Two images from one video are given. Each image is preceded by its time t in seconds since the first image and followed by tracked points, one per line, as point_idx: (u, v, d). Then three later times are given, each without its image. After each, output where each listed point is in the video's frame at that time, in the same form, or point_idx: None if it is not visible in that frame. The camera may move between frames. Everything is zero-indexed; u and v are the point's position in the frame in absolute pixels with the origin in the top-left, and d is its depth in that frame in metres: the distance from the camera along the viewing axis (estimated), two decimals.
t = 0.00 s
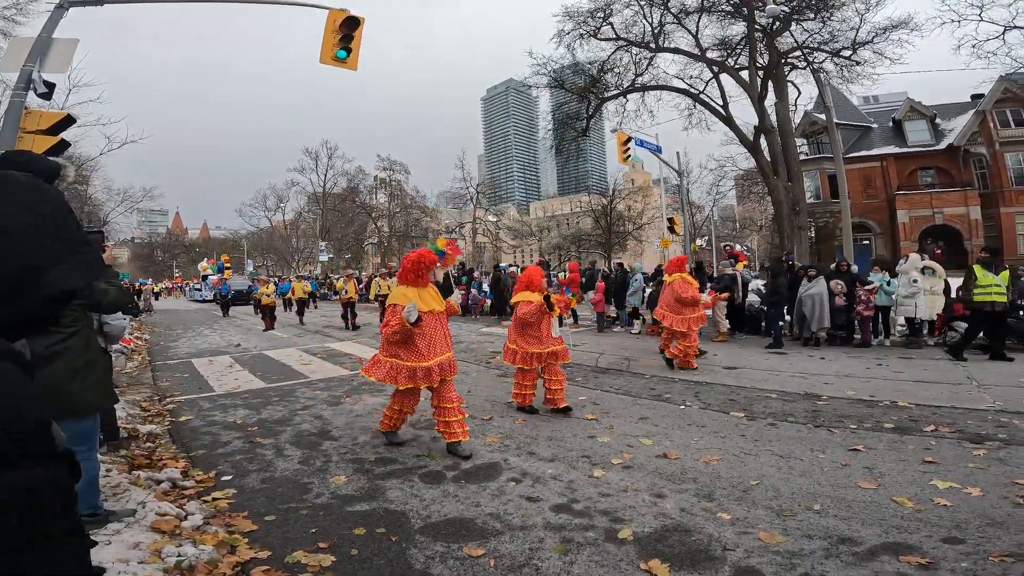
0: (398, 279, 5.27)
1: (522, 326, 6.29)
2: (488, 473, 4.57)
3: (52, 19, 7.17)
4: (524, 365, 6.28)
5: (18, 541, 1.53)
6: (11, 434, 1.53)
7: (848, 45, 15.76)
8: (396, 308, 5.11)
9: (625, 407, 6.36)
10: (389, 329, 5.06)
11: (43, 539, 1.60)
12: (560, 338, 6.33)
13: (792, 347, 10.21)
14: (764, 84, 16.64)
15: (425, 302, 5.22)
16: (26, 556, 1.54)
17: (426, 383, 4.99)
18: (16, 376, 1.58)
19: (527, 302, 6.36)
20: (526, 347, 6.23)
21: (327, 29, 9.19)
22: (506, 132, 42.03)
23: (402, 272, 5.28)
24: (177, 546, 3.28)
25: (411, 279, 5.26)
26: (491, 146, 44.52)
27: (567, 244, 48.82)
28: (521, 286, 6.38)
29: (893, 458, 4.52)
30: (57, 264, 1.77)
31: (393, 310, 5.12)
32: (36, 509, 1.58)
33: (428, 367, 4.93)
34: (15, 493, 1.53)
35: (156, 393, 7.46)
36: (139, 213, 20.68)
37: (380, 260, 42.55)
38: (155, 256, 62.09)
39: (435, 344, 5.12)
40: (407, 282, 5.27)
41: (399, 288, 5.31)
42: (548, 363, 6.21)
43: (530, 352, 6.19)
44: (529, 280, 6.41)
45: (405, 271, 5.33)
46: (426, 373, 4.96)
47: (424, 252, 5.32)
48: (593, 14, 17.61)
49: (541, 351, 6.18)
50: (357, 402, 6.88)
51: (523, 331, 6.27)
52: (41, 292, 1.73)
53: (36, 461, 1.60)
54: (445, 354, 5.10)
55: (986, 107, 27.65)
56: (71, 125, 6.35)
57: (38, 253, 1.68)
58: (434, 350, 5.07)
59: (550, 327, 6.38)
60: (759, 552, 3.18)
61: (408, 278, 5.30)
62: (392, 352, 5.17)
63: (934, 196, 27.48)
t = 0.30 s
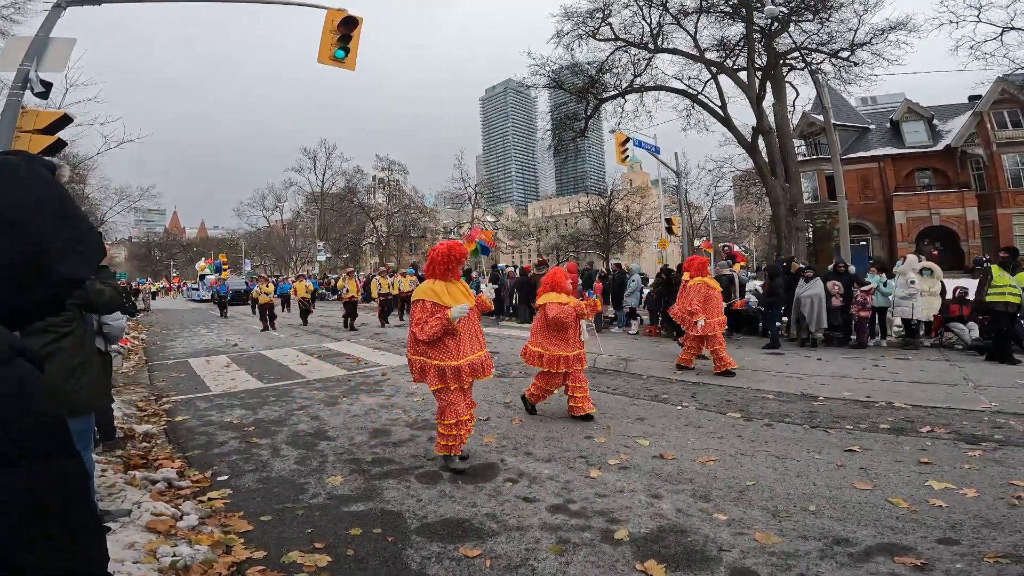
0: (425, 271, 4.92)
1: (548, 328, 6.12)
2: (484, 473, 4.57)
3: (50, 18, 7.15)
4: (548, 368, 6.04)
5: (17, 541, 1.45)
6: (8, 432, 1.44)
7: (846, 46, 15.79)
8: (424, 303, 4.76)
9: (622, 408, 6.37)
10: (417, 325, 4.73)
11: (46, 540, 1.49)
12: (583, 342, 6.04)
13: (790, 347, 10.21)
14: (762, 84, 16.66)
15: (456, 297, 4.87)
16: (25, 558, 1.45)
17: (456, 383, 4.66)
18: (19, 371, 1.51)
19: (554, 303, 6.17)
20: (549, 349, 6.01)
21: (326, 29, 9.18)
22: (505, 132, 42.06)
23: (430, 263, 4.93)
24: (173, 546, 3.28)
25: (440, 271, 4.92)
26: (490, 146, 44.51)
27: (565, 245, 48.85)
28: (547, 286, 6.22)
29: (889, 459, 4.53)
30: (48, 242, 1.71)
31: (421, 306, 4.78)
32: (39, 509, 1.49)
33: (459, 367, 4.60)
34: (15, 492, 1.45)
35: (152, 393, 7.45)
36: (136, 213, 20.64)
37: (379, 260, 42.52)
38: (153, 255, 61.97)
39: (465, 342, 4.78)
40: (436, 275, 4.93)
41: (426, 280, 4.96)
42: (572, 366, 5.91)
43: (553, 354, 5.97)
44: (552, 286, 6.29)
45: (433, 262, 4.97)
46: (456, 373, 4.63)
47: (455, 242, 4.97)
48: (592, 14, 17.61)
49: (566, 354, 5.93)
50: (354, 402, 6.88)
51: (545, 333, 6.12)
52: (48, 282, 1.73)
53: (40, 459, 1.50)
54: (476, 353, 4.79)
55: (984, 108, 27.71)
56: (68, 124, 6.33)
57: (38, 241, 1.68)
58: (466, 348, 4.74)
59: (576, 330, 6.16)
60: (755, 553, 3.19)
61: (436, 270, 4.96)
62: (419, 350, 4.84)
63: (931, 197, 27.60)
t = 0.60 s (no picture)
0: (460, 279, 4.61)
1: (572, 327, 5.77)
2: (482, 473, 4.57)
3: (47, 18, 7.13)
4: (574, 371, 5.74)
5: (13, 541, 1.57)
6: None
7: (844, 48, 15.84)
8: (462, 313, 4.47)
9: (619, 408, 6.38)
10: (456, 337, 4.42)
11: (46, 540, 1.60)
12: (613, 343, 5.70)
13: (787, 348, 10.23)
14: (760, 85, 16.69)
15: (496, 305, 4.60)
16: (25, 558, 1.57)
17: (499, 400, 4.37)
18: None
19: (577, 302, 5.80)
20: (575, 350, 5.67)
21: (323, 29, 9.17)
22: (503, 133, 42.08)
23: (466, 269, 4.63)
24: (168, 546, 3.28)
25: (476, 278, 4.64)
26: (488, 146, 44.50)
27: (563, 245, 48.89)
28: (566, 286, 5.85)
29: (884, 459, 4.54)
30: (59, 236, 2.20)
31: (459, 316, 4.48)
32: (38, 509, 1.60)
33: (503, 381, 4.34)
34: (12, 493, 1.58)
35: (148, 393, 7.43)
36: (132, 212, 20.58)
37: (376, 260, 42.48)
38: (149, 254, 61.80)
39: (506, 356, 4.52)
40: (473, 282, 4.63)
41: (460, 288, 4.65)
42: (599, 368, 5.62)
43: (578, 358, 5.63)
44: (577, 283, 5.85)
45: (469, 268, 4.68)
46: (500, 389, 4.35)
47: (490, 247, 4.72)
48: (590, 15, 17.62)
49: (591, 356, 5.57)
50: (351, 402, 6.88)
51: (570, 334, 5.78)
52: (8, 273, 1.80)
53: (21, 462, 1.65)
54: (517, 367, 4.57)
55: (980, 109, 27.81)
56: (64, 123, 6.32)
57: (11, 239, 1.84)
58: (508, 362, 4.50)
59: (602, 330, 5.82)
60: (751, 553, 3.19)
61: (471, 277, 4.67)
62: (457, 365, 4.53)
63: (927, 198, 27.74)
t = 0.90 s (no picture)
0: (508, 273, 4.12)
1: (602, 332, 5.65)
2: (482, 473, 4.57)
3: (46, 17, 7.12)
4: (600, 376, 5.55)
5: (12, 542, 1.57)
6: None
7: (842, 48, 15.87)
8: (512, 310, 4.01)
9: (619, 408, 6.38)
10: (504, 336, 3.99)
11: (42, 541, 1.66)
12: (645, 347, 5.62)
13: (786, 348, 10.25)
14: (759, 86, 16.70)
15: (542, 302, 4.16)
16: (25, 558, 1.60)
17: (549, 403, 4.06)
18: None
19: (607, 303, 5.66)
20: (606, 356, 5.51)
21: (322, 28, 9.17)
22: (502, 133, 42.11)
23: (512, 261, 4.17)
24: (165, 546, 3.27)
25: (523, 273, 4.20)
26: (487, 146, 44.51)
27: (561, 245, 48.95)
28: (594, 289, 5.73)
29: (882, 460, 4.55)
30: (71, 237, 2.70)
31: (509, 313, 4.02)
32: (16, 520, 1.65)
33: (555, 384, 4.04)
34: None
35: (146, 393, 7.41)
36: (131, 211, 20.53)
37: (375, 260, 42.47)
38: (147, 254, 61.73)
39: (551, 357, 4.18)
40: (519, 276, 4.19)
41: (505, 283, 4.18)
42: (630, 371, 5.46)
43: (609, 363, 5.46)
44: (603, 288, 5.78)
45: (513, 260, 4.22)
46: (553, 392, 4.05)
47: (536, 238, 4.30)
48: (590, 15, 17.63)
49: (620, 362, 5.44)
50: (349, 402, 6.88)
51: (598, 337, 5.64)
52: None
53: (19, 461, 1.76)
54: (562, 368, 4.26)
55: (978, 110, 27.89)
56: (63, 123, 6.31)
57: None
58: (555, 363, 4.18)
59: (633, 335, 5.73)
60: (749, 554, 3.19)
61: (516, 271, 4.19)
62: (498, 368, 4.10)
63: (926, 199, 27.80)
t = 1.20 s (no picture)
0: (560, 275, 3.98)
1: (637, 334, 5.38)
2: (480, 473, 4.58)
3: (45, 16, 7.12)
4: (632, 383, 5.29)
5: (12, 545, 1.28)
6: None
7: (841, 49, 15.88)
8: (567, 313, 3.84)
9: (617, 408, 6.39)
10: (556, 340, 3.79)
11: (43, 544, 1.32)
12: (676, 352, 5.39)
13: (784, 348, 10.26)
14: (758, 86, 16.70)
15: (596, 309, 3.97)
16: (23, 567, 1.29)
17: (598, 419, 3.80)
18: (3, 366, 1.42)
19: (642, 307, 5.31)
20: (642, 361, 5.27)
21: (322, 28, 9.16)
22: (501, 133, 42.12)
23: (564, 263, 4.03)
24: (163, 546, 3.27)
25: (576, 276, 4.03)
26: (486, 146, 44.55)
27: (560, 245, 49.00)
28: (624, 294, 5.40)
29: (880, 460, 4.56)
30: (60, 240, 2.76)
31: (562, 316, 3.84)
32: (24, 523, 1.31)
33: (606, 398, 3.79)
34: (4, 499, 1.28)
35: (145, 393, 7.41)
36: (130, 211, 20.51)
37: (374, 259, 42.49)
38: (146, 253, 61.73)
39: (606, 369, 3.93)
40: (571, 280, 4.03)
41: (557, 285, 4.01)
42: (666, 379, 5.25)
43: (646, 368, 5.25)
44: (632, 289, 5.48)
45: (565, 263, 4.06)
46: (603, 406, 3.79)
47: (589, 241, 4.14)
48: (589, 16, 17.64)
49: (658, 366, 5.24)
50: (348, 402, 6.88)
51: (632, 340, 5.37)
52: None
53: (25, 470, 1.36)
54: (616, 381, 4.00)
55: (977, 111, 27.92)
56: (62, 122, 6.30)
57: None
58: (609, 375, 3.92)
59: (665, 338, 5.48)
60: (747, 554, 3.19)
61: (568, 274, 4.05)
62: (549, 376, 3.89)
63: (924, 200, 27.85)
